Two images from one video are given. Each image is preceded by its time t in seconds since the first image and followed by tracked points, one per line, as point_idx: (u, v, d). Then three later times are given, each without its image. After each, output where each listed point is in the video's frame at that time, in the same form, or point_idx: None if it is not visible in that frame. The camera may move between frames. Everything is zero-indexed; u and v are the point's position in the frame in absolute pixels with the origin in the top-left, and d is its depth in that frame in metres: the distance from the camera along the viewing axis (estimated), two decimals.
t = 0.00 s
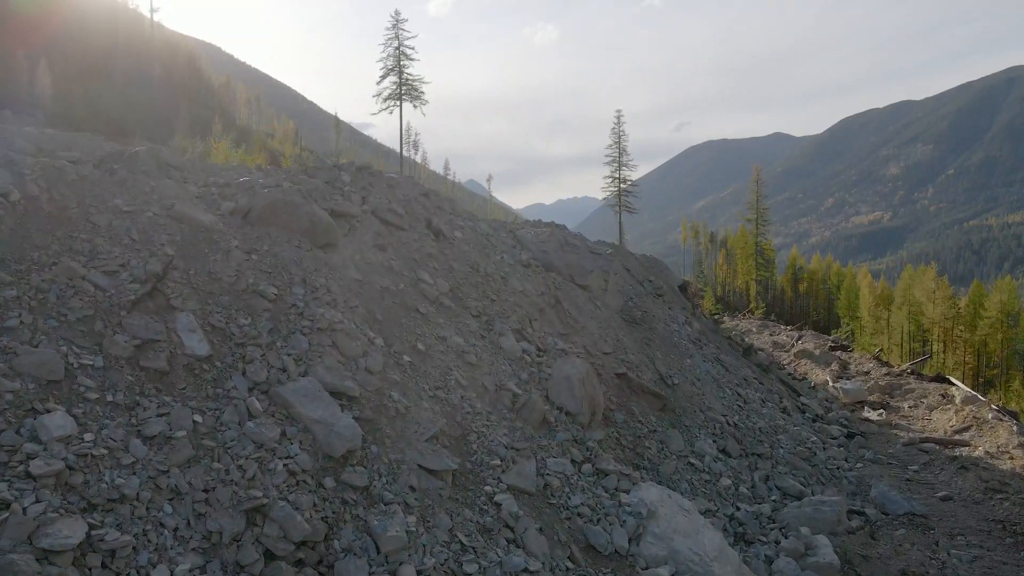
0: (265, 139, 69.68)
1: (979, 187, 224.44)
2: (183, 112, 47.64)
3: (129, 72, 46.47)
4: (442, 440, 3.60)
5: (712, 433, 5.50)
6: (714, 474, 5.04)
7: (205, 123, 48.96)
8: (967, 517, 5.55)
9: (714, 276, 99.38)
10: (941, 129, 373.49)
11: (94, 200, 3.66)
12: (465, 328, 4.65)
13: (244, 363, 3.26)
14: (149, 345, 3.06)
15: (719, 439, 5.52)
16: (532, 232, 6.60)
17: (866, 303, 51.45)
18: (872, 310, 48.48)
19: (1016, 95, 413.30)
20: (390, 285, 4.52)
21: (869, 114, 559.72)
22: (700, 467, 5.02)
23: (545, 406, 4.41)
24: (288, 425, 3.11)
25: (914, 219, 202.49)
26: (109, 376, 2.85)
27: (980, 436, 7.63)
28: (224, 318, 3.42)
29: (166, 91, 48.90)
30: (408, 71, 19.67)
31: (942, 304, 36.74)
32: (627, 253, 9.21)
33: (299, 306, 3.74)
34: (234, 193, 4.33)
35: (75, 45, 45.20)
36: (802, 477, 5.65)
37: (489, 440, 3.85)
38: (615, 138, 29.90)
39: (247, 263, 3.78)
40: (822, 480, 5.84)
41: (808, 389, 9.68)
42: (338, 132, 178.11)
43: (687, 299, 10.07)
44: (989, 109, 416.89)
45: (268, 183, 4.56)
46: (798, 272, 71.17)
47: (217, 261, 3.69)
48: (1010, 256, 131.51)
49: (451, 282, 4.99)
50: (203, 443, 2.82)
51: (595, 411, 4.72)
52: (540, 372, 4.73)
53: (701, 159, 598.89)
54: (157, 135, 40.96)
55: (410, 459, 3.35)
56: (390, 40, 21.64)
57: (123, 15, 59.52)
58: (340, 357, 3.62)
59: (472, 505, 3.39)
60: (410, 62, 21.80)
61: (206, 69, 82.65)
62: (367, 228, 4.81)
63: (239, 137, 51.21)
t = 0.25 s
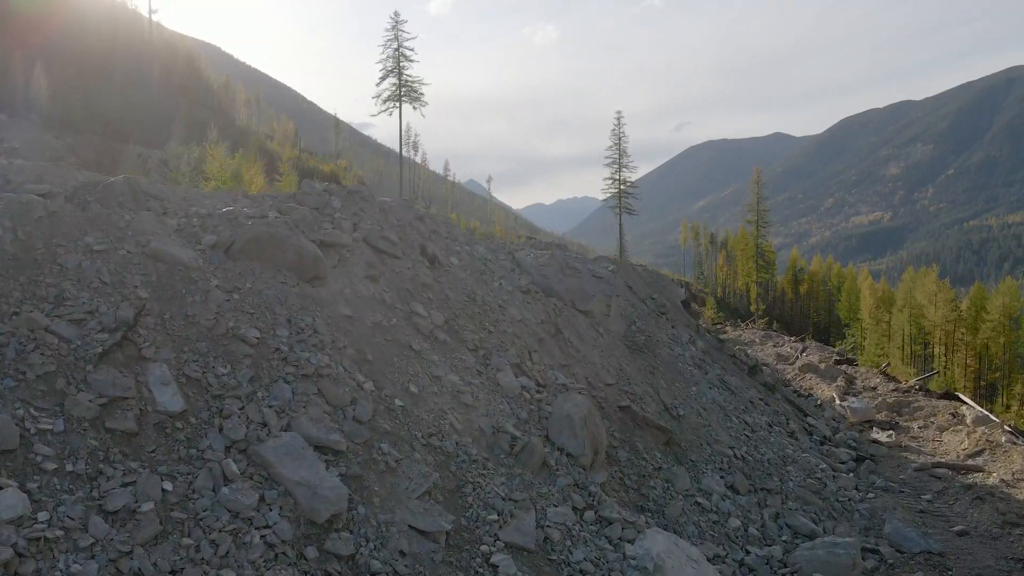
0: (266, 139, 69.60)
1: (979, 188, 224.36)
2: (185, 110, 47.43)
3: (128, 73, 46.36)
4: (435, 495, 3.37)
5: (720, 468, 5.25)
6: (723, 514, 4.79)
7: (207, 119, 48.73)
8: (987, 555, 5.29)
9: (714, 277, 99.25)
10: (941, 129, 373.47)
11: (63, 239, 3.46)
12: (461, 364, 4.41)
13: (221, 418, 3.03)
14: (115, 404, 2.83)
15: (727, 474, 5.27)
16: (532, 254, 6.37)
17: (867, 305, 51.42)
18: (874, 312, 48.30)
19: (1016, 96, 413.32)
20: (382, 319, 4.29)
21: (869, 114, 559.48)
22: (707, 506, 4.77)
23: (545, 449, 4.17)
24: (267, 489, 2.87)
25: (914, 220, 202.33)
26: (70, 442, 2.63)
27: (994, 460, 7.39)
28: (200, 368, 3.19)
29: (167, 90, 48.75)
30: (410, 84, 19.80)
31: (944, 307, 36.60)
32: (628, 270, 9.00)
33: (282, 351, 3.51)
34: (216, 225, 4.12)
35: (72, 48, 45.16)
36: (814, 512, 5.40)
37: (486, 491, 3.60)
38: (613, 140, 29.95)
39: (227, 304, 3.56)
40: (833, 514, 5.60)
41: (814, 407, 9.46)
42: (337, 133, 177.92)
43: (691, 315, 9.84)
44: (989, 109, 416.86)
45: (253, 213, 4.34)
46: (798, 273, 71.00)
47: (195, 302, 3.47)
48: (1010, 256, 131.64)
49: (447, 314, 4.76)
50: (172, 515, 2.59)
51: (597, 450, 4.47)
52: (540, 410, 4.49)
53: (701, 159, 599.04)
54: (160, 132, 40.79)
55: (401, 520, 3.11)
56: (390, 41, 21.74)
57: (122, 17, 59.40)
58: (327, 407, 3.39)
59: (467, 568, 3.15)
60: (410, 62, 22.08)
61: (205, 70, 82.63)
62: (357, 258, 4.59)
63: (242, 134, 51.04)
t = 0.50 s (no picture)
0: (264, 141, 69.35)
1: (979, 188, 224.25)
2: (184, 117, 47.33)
3: (128, 78, 46.15)
4: (427, 557, 3.12)
5: (728, 506, 5.00)
6: (733, 558, 4.52)
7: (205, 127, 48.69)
8: None
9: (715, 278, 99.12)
10: (940, 129, 373.42)
11: (29, 285, 3.37)
12: (457, 403, 4.18)
13: (194, 483, 2.83)
14: (76, 472, 2.68)
15: (736, 512, 5.02)
16: (531, 278, 6.14)
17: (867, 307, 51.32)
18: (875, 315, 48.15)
19: (1016, 97, 413.18)
20: (373, 358, 4.06)
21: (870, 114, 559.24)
22: (717, 550, 4.50)
23: (545, 495, 3.92)
24: (241, 563, 2.65)
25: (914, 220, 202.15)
26: (26, 519, 2.47)
27: (1010, 487, 7.14)
28: (172, 424, 3.02)
29: (166, 95, 48.55)
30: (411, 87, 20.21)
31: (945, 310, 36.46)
32: (632, 285, 8.78)
33: (262, 401, 3.30)
34: (196, 261, 3.97)
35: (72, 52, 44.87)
36: (827, 551, 5.14)
37: (482, 549, 3.36)
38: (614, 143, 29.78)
39: (204, 351, 3.40)
40: (847, 552, 5.34)
41: (821, 426, 9.22)
42: (337, 133, 177.78)
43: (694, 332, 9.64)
44: (989, 110, 416.86)
45: (236, 247, 4.17)
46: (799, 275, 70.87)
47: (169, 352, 3.31)
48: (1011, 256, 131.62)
49: (442, 348, 4.53)
50: None
51: (601, 494, 4.21)
52: (539, 452, 4.25)
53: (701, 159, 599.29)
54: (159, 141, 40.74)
55: None
56: (389, 42, 22.04)
57: (120, 16, 58.93)
58: (311, 463, 3.17)
59: None
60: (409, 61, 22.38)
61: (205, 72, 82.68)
62: (347, 290, 4.37)
63: (240, 140, 51.00)
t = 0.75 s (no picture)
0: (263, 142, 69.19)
1: (980, 189, 224.08)
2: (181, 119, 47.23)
3: (125, 80, 45.96)
4: None
5: (738, 546, 4.75)
6: None
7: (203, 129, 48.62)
8: None
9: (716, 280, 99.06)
10: (940, 130, 373.56)
11: None
12: (452, 447, 3.95)
13: (163, 555, 2.68)
14: (29, 549, 2.51)
15: (746, 553, 4.76)
16: (531, 302, 5.90)
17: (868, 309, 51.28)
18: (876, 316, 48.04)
19: (1016, 97, 413.25)
20: (362, 400, 3.85)
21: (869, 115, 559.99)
22: None
23: (546, 546, 3.67)
24: None
25: (913, 221, 202.00)
26: None
27: None
28: (142, 488, 2.89)
29: (165, 98, 48.49)
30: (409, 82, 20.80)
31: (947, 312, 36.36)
32: (634, 301, 8.58)
33: (239, 457, 3.17)
34: (172, 301, 3.91)
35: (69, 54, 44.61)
36: None
37: None
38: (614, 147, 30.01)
39: (179, 401, 3.30)
40: None
41: (828, 445, 8.99)
42: (337, 133, 177.60)
43: (698, 347, 9.45)
44: (989, 111, 416.78)
45: (217, 283, 4.10)
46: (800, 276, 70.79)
47: (141, 404, 3.21)
48: (1010, 257, 131.84)
49: (437, 384, 4.30)
50: None
51: (605, 541, 3.97)
52: (538, 496, 4.00)
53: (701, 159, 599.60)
54: (157, 145, 40.72)
55: None
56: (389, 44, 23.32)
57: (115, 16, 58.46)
58: (292, 526, 2.98)
59: None
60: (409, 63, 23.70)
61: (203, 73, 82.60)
62: (336, 326, 4.18)
63: (238, 144, 50.98)
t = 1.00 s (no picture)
0: (262, 143, 69.02)
1: (980, 191, 224.02)
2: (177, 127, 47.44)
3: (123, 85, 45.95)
4: None
5: None
6: None
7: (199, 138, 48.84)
8: None
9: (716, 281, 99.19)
10: (940, 131, 373.73)
11: None
12: (445, 495, 3.74)
13: None
14: None
15: None
16: (531, 325, 5.66)
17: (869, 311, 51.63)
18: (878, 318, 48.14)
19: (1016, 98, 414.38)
20: (349, 445, 3.69)
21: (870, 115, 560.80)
22: None
23: None
24: None
25: (914, 222, 201.89)
26: None
27: None
28: (101, 561, 2.70)
29: (162, 107, 48.72)
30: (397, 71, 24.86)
31: (949, 314, 36.45)
32: (636, 316, 8.39)
33: (213, 518, 2.99)
34: (148, 342, 3.75)
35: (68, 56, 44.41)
36: None
37: None
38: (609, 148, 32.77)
39: (150, 456, 3.12)
40: None
41: (836, 464, 8.75)
42: (337, 134, 177.85)
43: (702, 363, 9.26)
44: (989, 111, 416.96)
45: (197, 318, 3.95)
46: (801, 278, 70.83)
47: (108, 461, 3.03)
48: (1010, 257, 131.91)
49: (430, 422, 4.12)
50: None
51: None
52: (538, 547, 3.76)
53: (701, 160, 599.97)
54: (154, 152, 40.87)
55: None
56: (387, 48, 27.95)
57: (112, 16, 58.13)
58: None
59: None
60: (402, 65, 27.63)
61: (203, 73, 82.51)
62: (324, 362, 4.03)
63: (233, 152, 51.33)
